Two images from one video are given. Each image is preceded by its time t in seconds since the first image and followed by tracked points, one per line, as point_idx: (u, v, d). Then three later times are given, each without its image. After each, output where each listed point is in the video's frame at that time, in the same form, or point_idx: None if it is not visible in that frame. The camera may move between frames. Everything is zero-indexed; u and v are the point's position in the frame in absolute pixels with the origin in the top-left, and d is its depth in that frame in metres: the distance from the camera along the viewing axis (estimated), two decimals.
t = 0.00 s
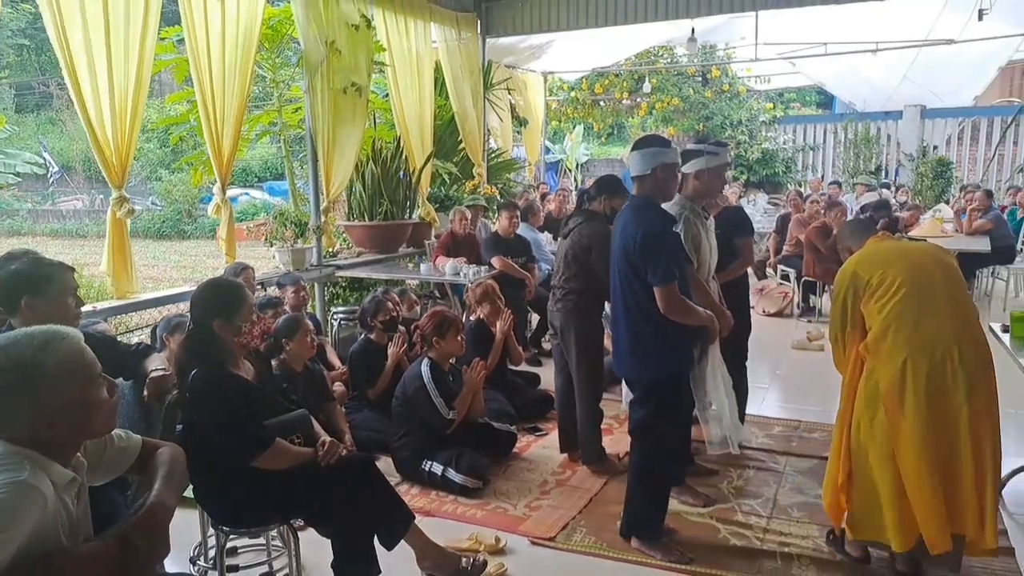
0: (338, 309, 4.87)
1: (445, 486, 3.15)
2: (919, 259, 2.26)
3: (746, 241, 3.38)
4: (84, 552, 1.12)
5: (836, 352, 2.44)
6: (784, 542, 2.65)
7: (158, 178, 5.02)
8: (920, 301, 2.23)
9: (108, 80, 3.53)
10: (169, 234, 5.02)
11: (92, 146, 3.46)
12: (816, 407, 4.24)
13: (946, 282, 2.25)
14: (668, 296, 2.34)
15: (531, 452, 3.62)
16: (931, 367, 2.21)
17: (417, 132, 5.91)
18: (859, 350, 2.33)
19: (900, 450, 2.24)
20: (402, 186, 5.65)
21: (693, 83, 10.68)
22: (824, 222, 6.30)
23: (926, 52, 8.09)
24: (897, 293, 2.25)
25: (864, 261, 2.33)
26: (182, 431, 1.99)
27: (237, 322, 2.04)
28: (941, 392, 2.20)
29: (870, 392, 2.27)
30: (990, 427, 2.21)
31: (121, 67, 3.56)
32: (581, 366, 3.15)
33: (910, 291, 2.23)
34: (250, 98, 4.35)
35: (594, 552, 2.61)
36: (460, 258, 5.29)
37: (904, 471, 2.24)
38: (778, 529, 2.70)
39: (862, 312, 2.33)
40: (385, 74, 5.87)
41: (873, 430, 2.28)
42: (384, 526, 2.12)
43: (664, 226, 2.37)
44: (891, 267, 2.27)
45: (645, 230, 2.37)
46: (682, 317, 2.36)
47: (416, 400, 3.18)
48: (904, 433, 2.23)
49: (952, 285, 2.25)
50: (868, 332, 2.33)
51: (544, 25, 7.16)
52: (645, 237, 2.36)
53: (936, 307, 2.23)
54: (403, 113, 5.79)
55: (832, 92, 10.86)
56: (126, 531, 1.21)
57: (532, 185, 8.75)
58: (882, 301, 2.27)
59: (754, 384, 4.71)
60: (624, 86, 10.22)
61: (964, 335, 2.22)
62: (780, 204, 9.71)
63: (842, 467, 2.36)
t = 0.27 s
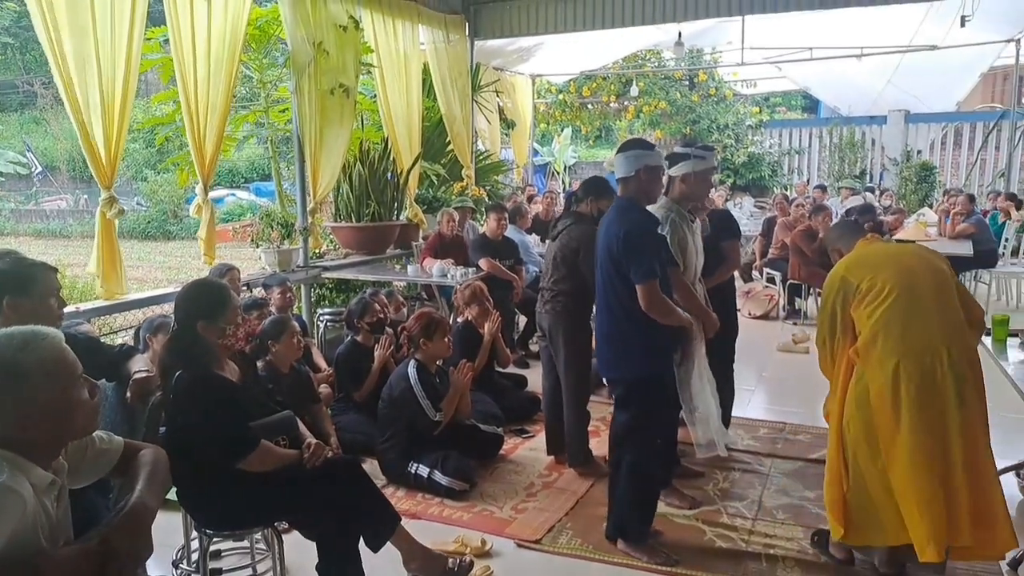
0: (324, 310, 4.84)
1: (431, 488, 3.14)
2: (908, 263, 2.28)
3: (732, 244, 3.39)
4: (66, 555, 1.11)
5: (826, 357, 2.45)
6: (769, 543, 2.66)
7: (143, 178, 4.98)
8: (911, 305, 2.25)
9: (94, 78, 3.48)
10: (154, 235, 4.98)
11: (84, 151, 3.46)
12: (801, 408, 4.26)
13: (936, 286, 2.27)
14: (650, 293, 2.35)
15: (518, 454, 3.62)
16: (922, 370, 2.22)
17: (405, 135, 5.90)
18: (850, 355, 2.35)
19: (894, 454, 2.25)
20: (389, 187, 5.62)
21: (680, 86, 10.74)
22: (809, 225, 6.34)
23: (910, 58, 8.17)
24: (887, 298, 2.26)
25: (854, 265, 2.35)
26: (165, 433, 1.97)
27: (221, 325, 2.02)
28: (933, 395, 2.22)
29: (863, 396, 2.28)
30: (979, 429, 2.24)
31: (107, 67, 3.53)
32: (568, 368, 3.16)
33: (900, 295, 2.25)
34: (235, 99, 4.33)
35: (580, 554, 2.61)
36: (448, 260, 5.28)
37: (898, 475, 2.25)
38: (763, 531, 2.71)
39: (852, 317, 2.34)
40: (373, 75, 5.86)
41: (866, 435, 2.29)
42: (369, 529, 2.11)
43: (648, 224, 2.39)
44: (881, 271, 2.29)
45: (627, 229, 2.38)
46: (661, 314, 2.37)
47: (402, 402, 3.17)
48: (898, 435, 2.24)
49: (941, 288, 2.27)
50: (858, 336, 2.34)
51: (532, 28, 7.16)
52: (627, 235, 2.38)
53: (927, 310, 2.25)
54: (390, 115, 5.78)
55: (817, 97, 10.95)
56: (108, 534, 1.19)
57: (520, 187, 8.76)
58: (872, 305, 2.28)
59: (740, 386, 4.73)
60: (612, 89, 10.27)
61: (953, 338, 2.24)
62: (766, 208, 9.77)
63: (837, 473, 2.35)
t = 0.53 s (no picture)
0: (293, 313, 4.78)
1: (401, 493, 3.11)
2: (874, 265, 2.31)
3: (702, 247, 3.41)
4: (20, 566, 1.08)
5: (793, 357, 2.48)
6: (738, 545, 2.68)
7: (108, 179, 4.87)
8: (875, 307, 2.27)
9: (57, 77, 3.40)
10: (120, 237, 4.88)
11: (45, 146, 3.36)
12: (769, 410, 4.31)
13: (902, 287, 2.29)
14: (616, 293, 2.35)
15: (489, 458, 3.60)
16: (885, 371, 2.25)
17: (377, 137, 5.86)
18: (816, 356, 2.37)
19: (856, 454, 2.28)
20: (361, 190, 5.57)
21: (652, 92, 10.83)
22: (778, 229, 6.42)
23: (876, 66, 8.32)
24: (853, 299, 2.29)
25: (821, 266, 2.37)
26: (127, 439, 1.93)
27: (187, 328, 1.97)
28: (895, 397, 2.25)
29: (828, 396, 2.31)
30: (939, 430, 2.27)
31: (70, 66, 3.44)
32: (540, 371, 3.15)
33: (866, 296, 2.28)
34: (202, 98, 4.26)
35: (551, 558, 2.61)
36: (419, 263, 5.25)
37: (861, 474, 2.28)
38: (732, 533, 2.73)
39: (819, 318, 2.37)
40: (345, 76, 5.81)
41: (829, 435, 2.31)
42: (336, 535, 2.08)
43: (616, 227, 2.39)
44: (847, 273, 2.32)
45: (594, 231, 2.39)
46: (627, 316, 2.37)
47: (372, 407, 3.13)
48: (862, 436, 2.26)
49: (907, 290, 2.30)
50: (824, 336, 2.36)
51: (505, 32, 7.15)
52: (596, 236, 2.39)
53: (891, 312, 2.27)
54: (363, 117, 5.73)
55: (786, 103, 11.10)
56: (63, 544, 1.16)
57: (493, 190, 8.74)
58: (839, 306, 2.31)
59: (710, 388, 4.76)
60: (584, 94, 10.35)
61: (915, 340, 2.27)
62: (736, 212, 9.87)
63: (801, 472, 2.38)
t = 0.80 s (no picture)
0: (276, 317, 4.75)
1: (385, 497, 3.10)
2: (862, 263, 2.31)
3: (684, 249, 3.43)
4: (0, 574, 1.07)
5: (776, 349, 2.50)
6: (720, 545, 2.70)
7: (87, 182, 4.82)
8: (859, 304, 2.28)
9: (33, 80, 3.36)
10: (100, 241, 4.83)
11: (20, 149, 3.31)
12: (752, 411, 4.34)
13: (888, 287, 2.30)
14: (599, 297, 2.37)
15: (473, 460, 3.60)
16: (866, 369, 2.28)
17: (359, 139, 5.84)
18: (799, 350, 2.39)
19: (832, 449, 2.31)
20: (343, 193, 5.54)
21: (634, 95, 10.88)
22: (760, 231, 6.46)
23: (854, 69, 8.42)
24: (839, 295, 2.30)
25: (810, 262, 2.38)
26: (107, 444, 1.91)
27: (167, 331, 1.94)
28: (873, 394, 2.27)
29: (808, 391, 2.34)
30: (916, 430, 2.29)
31: (46, 69, 3.40)
32: (522, 374, 3.15)
33: (852, 293, 2.29)
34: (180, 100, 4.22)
35: (535, 560, 2.61)
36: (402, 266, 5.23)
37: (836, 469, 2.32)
38: (715, 533, 2.75)
39: (804, 313, 2.39)
40: (326, 78, 5.78)
41: (808, 428, 2.35)
42: (319, 539, 2.07)
43: (595, 229, 2.41)
44: (833, 269, 2.32)
45: (574, 233, 2.40)
46: (610, 317, 2.38)
47: (355, 410, 3.12)
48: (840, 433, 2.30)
49: (893, 290, 2.31)
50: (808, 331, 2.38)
51: (487, 35, 7.15)
52: (576, 238, 2.40)
53: (874, 310, 2.29)
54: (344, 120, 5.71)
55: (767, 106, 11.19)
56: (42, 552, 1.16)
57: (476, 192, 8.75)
58: (824, 302, 2.33)
59: (693, 389, 4.79)
60: (567, 97, 10.42)
61: (896, 339, 2.29)
62: (718, 215, 9.94)
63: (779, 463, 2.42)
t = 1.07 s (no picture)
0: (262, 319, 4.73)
1: (372, 500, 3.08)
2: (856, 264, 2.32)
3: (671, 251, 3.44)
4: None
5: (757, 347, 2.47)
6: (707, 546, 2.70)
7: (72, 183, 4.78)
8: (849, 305, 2.29)
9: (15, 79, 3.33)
10: (85, 242, 4.79)
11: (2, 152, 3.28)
12: (740, 412, 4.36)
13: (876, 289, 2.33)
14: (592, 301, 2.38)
15: (461, 462, 3.59)
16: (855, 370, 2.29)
17: (347, 140, 5.83)
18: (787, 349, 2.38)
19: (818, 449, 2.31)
20: (331, 194, 5.52)
21: (622, 97, 10.92)
22: (746, 233, 6.50)
23: (839, 73, 8.49)
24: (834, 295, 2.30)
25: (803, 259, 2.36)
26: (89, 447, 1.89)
27: (151, 333, 1.92)
28: (858, 395, 2.29)
29: (797, 390, 2.32)
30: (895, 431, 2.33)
31: (31, 69, 3.37)
32: (509, 376, 3.15)
33: (846, 294, 2.30)
34: (165, 102, 4.19)
35: (522, 562, 2.61)
36: (390, 267, 5.22)
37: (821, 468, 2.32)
38: (702, 534, 2.75)
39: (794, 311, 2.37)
40: (313, 79, 5.76)
41: (795, 428, 2.33)
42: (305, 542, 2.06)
43: (584, 231, 2.41)
44: (829, 267, 2.31)
45: (566, 236, 2.40)
46: (605, 321, 2.39)
47: (342, 412, 3.11)
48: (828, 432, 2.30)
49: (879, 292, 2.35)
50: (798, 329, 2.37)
51: (475, 37, 7.14)
52: (568, 242, 2.39)
53: (858, 311, 2.30)
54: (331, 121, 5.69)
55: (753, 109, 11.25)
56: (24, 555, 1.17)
57: (464, 194, 8.74)
58: (818, 301, 2.32)
59: (681, 391, 4.80)
60: (555, 99, 10.50)
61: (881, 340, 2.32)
62: (706, 217, 9.99)
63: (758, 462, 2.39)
